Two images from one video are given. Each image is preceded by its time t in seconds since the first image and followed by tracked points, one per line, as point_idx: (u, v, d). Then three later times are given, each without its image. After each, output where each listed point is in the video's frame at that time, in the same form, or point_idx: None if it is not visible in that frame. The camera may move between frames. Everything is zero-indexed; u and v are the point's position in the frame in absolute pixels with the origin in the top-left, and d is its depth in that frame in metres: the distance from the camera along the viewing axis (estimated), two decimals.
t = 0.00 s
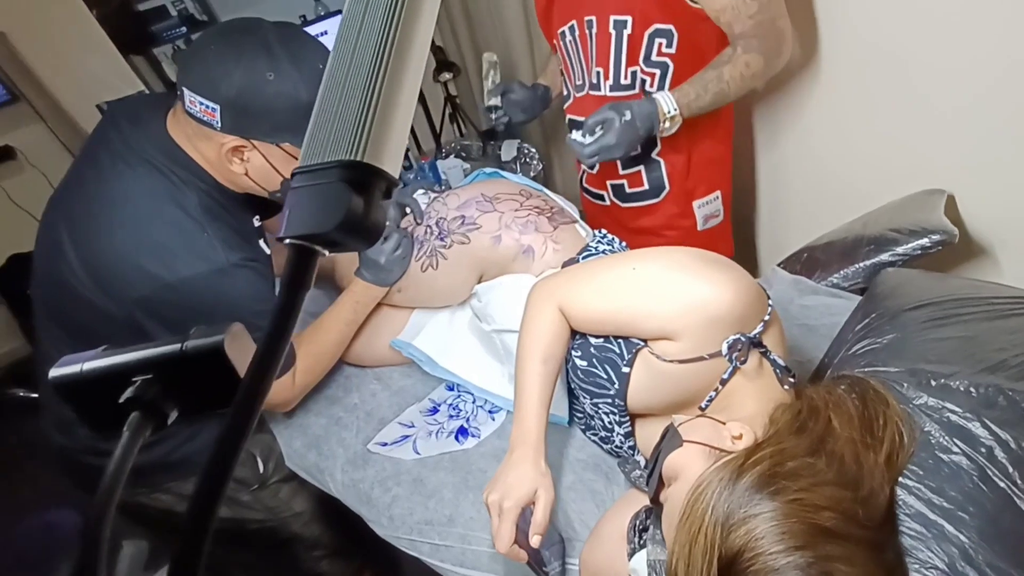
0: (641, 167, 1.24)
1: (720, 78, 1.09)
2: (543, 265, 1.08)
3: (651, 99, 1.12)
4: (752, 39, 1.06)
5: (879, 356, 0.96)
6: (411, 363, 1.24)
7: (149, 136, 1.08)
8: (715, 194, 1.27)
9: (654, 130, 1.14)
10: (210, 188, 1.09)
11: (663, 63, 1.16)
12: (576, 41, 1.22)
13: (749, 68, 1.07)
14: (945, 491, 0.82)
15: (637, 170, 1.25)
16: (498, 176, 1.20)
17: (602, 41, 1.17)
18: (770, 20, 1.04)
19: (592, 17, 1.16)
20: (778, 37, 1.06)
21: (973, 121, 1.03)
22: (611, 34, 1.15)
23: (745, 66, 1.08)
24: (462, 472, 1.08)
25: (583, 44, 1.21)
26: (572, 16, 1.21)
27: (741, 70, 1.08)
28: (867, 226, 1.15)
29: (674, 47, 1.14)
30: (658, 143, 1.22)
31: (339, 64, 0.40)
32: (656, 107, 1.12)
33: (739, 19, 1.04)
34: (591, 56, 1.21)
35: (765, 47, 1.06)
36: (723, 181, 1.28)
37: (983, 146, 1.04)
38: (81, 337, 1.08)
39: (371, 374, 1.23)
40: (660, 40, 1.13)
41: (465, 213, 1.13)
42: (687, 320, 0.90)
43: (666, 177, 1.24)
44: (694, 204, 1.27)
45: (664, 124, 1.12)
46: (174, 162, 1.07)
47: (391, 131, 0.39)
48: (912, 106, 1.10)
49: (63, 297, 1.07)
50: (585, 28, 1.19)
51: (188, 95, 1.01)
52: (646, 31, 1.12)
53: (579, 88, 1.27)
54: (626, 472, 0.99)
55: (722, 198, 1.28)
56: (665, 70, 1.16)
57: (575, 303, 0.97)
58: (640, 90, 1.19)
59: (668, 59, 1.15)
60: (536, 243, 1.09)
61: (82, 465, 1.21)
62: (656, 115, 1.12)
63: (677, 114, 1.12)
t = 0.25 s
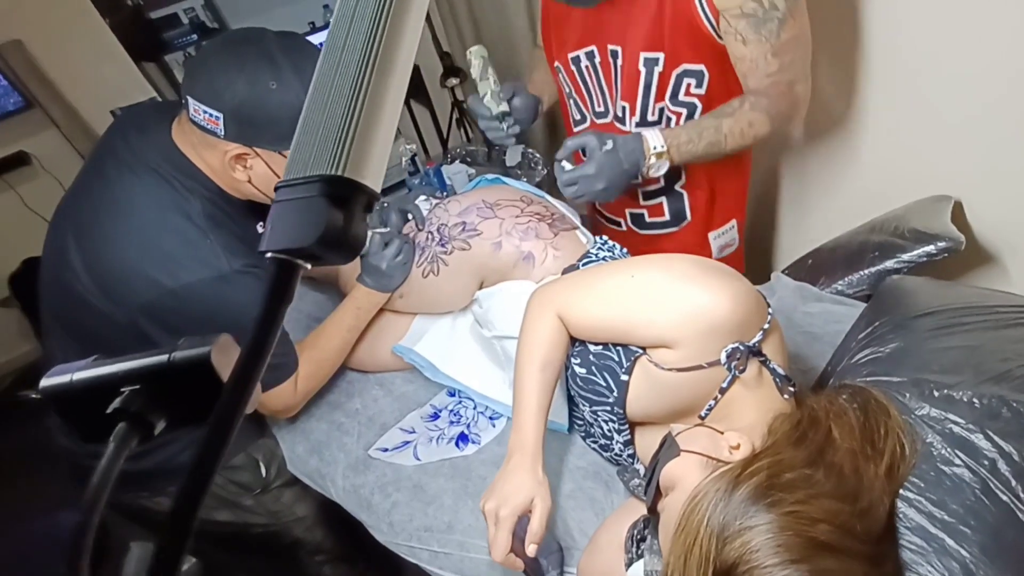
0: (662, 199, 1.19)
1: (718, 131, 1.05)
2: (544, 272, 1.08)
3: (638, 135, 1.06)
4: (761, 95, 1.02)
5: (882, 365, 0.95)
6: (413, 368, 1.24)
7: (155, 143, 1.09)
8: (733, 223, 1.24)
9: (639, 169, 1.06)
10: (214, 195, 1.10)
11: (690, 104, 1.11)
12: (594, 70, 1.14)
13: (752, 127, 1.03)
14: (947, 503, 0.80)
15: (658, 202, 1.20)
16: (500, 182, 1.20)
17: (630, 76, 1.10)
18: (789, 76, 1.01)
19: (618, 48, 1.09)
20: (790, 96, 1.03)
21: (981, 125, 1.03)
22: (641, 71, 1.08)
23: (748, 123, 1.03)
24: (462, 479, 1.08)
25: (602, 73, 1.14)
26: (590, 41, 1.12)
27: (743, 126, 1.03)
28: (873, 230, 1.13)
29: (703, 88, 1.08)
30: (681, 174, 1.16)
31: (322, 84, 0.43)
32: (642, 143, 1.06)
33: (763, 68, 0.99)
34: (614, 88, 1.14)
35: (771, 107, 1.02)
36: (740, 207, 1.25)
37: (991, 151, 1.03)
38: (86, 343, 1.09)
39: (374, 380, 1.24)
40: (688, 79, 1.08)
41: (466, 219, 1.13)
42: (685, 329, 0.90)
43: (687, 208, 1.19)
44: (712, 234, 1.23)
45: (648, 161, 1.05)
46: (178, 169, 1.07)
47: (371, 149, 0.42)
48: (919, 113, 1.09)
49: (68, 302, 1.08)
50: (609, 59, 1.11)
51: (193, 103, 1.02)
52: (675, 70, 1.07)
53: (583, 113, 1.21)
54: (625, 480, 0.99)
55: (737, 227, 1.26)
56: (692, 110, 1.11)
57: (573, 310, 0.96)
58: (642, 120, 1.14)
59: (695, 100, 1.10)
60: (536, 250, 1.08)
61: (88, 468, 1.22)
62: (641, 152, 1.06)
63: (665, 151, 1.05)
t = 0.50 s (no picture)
0: (668, 223, 1.15)
1: (698, 160, 1.03)
2: (541, 275, 1.08)
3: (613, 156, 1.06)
4: (750, 132, 0.99)
5: (882, 371, 0.93)
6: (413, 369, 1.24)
7: (155, 146, 1.10)
8: (746, 233, 1.18)
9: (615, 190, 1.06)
10: (213, 197, 1.10)
11: (691, 128, 1.07)
12: (599, 92, 1.12)
13: (734, 162, 1.01)
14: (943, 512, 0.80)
15: (663, 226, 1.16)
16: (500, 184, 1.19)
17: (635, 102, 1.08)
18: (785, 113, 0.97)
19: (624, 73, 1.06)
20: (782, 135, 0.99)
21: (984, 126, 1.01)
22: (649, 101, 1.07)
23: (730, 159, 1.01)
24: (459, 481, 1.08)
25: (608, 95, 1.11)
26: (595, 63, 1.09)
27: (725, 160, 1.01)
28: (877, 232, 1.12)
29: (706, 115, 1.05)
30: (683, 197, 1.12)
31: (296, 92, 0.43)
32: (618, 163, 1.06)
33: (757, 103, 0.96)
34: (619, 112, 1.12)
35: (758, 145, 0.99)
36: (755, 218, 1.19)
37: (994, 152, 1.02)
38: (88, 344, 1.10)
39: (373, 381, 1.24)
40: (690, 107, 1.04)
41: (465, 221, 1.13)
42: (679, 333, 0.89)
43: (695, 230, 1.15)
44: (725, 249, 1.17)
45: (624, 181, 1.04)
46: (177, 172, 1.08)
47: (345, 159, 0.42)
48: (919, 115, 1.07)
49: (69, 303, 1.09)
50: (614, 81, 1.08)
51: (190, 106, 1.02)
52: (678, 98, 1.04)
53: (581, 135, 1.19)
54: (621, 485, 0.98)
55: (750, 237, 1.19)
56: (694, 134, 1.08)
57: (568, 314, 0.96)
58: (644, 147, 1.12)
59: (697, 125, 1.06)
60: (534, 252, 1.08)
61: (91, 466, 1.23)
62: (616, 172, 1.05)
63: (639, 171, 1.05)
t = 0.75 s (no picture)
0: (664, 230, 1.13)
1: (675, 167, 1.03)
2: (542, 276, 1.08)
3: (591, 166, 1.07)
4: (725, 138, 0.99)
5: (885, 377, 0.92)
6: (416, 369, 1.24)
7: (160, 147, 1.10)
8: (745, 230, 1.14)
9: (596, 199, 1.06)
10: (216, 198, 1.10)
11: (677, 133, 1.07)
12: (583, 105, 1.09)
13: (710, 169, 1.02)
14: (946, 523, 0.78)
15: (658, 233, 1.14)
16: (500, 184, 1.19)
17: (621, 112, 1.07)
18: (762, 125, 0.96)
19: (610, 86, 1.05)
20: (756, 146, 0.99)
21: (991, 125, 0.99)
22: (636, 113, 1.06)
23: (708, 165, 1.02)
24: (459, 482, 1.08)
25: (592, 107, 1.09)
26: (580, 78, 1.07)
27: (701, 167, 1.02)
28: (885, 234, 1.10)
29: (692, 121, 1.05)
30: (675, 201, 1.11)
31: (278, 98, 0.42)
32: (596, 172, 1.06)
33: (735, 112, 0.95)
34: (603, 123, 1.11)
35: (733, 151, 0.99)
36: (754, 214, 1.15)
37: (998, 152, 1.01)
38: (94, 344, 1.11)
39: (377, 381, 1.24)
40: (677, 114, 1.04)
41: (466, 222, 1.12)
42: (678, 337, 0.88)
43: (691, 232, 1.12)
44: (724, 247, 1.14)
45: (602, 188, 1.04)
46: (180, 173, 1.08)
47: (325, 165, 0.41)
48: (924, 115, 1.05)
49: (76, 303, 1.10)
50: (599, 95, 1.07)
51: (193, 107, 1.02)
52: (666, 106, 1.03)
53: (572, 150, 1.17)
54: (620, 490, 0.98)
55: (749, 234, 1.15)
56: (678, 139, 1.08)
57: (567, 316, 0.95)
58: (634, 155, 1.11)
59: (683, 130, 1.06)
60: (535, 253, 1.08)
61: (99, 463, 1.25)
62: (595, 181, 1.06)
63: (617, 178, 1.05)
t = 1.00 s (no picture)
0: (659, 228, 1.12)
1: (666, 165, 1.03)
2: (543, 278, 1.08)
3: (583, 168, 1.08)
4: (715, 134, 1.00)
5: (889, 384, 0.90)
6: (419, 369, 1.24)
7: (166, 148, 1.11)
8: (739, 225, 1.14)
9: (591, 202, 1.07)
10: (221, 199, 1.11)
11: (666, 133, 1.08)
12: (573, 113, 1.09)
13: (701, 165, 1.02)
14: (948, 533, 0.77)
15: (653, 233, 1.13)
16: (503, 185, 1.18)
17: (610, 119, 1.07)
18: (751, 119, 0.98)
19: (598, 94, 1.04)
20: (747, 137, 0.99)
21: (989, 127, 0.97)
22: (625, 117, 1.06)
23: (697, 159, 1.02)
24: (459, 483, 1.08)
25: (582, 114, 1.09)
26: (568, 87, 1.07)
27: (693, 163, 1.02)
28: (893, 238, 1.09)
29: (680, 121, 1.06)
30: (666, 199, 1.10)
31: (262, 106, 0.42)
32: (589, 175, 1.07)
33: (724, 109, 0.96)
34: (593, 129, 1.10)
35: (723, 147, 1.00)
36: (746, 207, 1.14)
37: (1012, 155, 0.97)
38: (100, 342, 1.12)
39: (380, 380, 1.24)
40: (665, 115, 1.05)
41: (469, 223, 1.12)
42: (676, 341, 0.87)
43: (685, 230, 1.11)
44: (719, 243, 1.13)
45: (596, 190, 1.05)
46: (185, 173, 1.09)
47: (308, 175, 0.41)
48: (926, 117, 1.04)
49: (83, 302, 1.11)
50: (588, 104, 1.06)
51: (197, 109, 1.02)
52: (654, 109, 1.04)
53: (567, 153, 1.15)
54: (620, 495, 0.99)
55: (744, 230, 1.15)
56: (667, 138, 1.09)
57: (567, 319, 0.95)
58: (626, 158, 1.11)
59: (672, 129, 1.08)
60: (536, 255, 1.08)
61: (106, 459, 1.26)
62: (589, 183, 1.07)
63: (611, 178, 1.06)
